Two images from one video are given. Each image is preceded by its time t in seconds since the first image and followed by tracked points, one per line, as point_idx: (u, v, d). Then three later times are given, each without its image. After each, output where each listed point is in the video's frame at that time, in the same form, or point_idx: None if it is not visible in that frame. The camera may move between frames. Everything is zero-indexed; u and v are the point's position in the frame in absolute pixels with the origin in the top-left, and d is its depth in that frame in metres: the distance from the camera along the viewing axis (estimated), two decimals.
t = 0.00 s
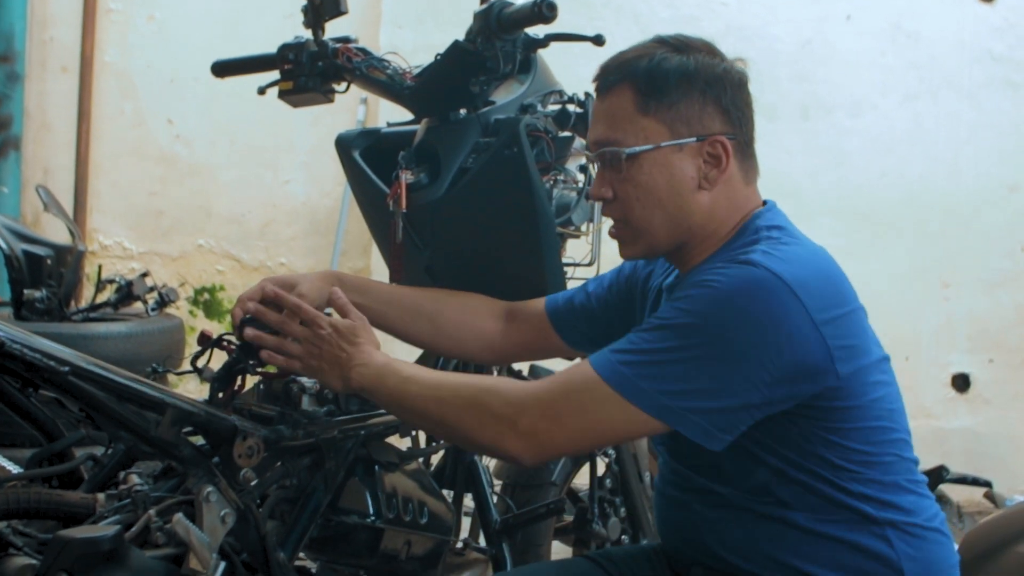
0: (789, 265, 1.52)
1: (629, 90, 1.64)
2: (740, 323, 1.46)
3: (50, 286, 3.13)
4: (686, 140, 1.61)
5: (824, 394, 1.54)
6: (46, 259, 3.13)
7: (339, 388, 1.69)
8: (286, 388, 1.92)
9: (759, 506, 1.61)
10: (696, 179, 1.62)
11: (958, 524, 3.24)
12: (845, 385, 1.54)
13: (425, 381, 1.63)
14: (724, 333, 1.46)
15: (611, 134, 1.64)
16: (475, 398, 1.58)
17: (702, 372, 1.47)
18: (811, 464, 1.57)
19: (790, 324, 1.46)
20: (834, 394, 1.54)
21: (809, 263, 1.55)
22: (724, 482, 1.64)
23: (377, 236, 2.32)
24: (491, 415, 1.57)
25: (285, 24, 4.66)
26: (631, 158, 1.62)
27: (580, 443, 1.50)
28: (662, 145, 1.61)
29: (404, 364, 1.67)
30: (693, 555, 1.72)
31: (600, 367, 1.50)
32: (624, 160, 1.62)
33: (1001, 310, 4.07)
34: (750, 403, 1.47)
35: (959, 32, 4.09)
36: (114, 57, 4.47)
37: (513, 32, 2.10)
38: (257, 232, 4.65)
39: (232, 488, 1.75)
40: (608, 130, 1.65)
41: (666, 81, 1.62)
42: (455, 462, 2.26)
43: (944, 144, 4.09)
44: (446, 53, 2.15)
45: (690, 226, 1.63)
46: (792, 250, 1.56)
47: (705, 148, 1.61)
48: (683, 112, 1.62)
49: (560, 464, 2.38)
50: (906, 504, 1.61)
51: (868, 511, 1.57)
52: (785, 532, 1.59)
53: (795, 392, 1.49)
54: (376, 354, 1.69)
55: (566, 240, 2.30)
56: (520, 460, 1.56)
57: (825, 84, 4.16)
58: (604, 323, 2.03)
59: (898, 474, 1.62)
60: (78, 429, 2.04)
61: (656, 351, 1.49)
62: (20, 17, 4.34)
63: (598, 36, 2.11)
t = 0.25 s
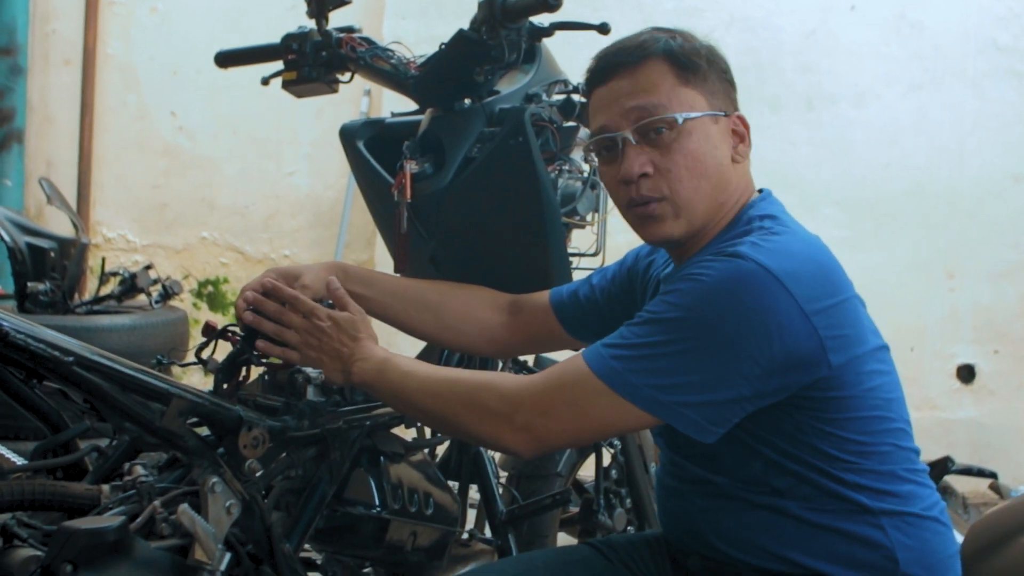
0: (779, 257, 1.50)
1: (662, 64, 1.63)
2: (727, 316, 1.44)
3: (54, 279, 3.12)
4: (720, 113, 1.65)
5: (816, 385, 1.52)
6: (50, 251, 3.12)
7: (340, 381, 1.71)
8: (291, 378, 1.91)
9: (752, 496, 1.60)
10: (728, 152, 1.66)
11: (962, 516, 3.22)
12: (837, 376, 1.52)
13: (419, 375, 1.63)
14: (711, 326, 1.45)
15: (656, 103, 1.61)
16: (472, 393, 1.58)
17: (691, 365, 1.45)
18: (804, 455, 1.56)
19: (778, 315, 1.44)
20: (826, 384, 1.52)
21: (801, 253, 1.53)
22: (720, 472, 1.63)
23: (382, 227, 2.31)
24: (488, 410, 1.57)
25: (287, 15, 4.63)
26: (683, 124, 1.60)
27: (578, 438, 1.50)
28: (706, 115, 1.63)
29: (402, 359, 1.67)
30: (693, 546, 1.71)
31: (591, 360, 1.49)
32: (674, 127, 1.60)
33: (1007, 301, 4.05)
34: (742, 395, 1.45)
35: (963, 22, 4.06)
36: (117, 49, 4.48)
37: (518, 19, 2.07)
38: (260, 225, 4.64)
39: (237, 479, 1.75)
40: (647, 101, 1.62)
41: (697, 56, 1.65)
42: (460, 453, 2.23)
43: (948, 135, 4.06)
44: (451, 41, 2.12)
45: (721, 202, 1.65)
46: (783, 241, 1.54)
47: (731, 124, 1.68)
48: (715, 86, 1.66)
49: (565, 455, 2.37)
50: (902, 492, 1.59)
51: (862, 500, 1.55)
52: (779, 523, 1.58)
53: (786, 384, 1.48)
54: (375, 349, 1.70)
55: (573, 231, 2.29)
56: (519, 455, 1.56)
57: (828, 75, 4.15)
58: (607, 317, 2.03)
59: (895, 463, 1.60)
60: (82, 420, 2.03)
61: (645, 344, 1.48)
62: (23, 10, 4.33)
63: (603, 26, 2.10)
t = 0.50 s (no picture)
0: (786, 248, 1.49)
1: (663, 55, 1.61)
2: (733, 309, 1.43)
3: (60, 270, 3.12)
4: (722, 102, 1.64)
5: (822, 375, 1.51)
6: (56, 242, 3.12)
7: (349, 374, 1.71)
8: (297, 365, 1.85)
9: (756, 485, 1.60)
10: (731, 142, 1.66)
11: (969, 504, 3.22)
12: (844, 366, 1.52)
13: (424, 367, 1.63)
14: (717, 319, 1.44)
15: (658, 96, 1.60)
16: (479, 384, 1.58)
17: (697, 357, 1.45)
18: (812, 445, 1.55)
19: (785, 307, 1.43)
20: (832, 375, 1.52)
21: (807, 243, 1.52)
22: (726, 461, 1.62)
23: (388, 216, 2.31)
24: (495, 401, 1.56)
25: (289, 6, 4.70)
26: (687, 116, 1.60)
27: (583, 431, 1.50)
28: (709, 105, 1.62)
29: (409, 349, 1.67)
30: (699, 535, 1.70)
31: (597, 353, 1.49)
32: (677, 121, 1.59)
33: (1014, 288, 4.04)
34: (748, 387, 1.45)
35: (969, 9, 4.04)
36: (121, 39, 4.38)
37: (524, 7, 2.07)
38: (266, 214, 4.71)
39: (244, 468, 1.74)
40: (649, 93, 1.60)
41: (698, 45, 1.63)
42: (467, 443, 2.26)
43: (955, 122, 4.05)
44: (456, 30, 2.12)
45: (726, 192, 1.65)
46: (788, 232, 1.53)
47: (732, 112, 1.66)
48: (717, 75, 1.64)
49: (571, 444, 2.38)
50: (910, 480, 1.58)
51: (870, 489, 1.54)
52: (786, 512, 1.58)
53: (793, 376, 1.47)
54: (383, 340, 1.70)
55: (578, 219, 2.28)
56: (524, 446, 1.56)
57: (834, 62, 4.14)
58: (612, 306, 1.98)
59: (902, 451, 1.59)
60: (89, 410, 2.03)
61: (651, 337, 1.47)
62: None
63: (610, 14, 2.09)
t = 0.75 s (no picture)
0: (801, 246, 1.48)
1: (675, 51, 1.61)
2: (749, 306, 1.43)
3: (67, 267, 3.13)
4: (735, 98, 1.64)
5: (836, 372, 1.51)
6: (63, 239, 3.13)
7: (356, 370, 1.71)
8: (303, 363, 1.88)
9: (772, 484, 1.59)
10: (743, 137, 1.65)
11: (973, 501, 3.22)
12: (858, 363, 1.52)
13: (438, 363, 1.63)
14: (732, 316, 1.44)
15: (671, 91, 1.59)
16: (496, 379, 1.57)
17: (712, 354, 1.44)
18: (826, 443, 1.55)
19: (800, 304, 1.44)
20: (846, 372, 1.51)
21: (821, 240, 1.52)
22: (736, 460, 1.62)
23: (393, 213, 2.31)
24: (508, 397, 1.56)
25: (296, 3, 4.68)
26: (699, 112, 1.59)
27: (594, 427, 1.50)
28: (722, 101, 1.61)
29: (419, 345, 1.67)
30: (708, 532, 1.71)
31: (609, 348, 1.49)
32: (690, 116, 1.59)
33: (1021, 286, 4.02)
34: (763, 385, 1.45)
35: (977, 4, 4.00)
36: (127, 36, 4.43)
37: (530, 3, 2.08)
38: (271, 212, 4.72)
39: (250, 465, 1.75)
40: (662, 88, 1.60)
41: (709, 39, 1.62)
42: (473, 439, 2.25)
43: (963, 117, 4.03)
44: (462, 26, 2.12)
45: (739, 187, 1.65)
46: (803, 230, 1.52)
47: (746, 108, 1.66)
48: (728, 70, 1.64)
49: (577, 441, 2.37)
50: (921, 478, 1.58)
51: (882, 487, 1.55)
52: (799, 511, 1.57)
53: (806, 373, 1.47)
54: (389, 334, 1.70)
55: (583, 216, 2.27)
56: (536, 442, 1.55)
57: (841, 58, 4.13)
58: (618, 302, 2.00)
59: (914, 450, 1.59)
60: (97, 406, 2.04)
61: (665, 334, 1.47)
62: None
63: (615, 10, 2.08)
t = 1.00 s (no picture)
0: (861, 261, 1.42)
1: (649, 59, 1.54)
2: (828, 326, 1.35)
3: (69, 265, 3.14)
4: (713, 106, 1.54)
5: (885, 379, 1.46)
6: (65, 237, 3.13)
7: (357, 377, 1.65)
8: (304, 361, 1.86)
9: (781, 485, 1.57)
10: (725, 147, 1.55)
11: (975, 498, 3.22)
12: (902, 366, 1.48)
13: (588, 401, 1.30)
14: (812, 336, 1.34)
15: (637, 103, 1.53)
16: (643, 420, 1.28)
17: (799, 384, 1.33)
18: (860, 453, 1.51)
19: (870, 319, 1.38)
20: (890, 380, 1.46)
21: (861, 246, 1.48)
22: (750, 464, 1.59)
23: (394, 211, 2.31)
24: (651, 457, 1.27)
25: None
26: (663, 125, 1.52)
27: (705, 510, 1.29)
28: (693, 112, 1.52)
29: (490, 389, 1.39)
30: (712, 534, 1.70)
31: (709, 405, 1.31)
32: (654, 129, 1.52)
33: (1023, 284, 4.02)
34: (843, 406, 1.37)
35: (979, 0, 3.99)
36: (128, 35, 4.50)
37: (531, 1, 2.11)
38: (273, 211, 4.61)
39: (252, 463, 1.76)
40: (632, 100, 1.54)
41: (688, 45, 1.54)
42: (474, 438, 2.25)
43: (965, 115, 4.02)
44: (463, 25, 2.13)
45: (722, 199, 1.55)
46: (848, 240, 1.47)
47: (732, 114, 1.55)
48: (708, 78, 1.55)
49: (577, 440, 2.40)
50: (938, 478, 1.58)
51: (904, 494, 1.53)
52: (816, 515, 1.55)
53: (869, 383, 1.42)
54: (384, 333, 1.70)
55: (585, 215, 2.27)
56: (653, 508, 1.28)
57: (842, 55, 4.13)
58: (620, 307, 1.97)
59: (935, 450, 1.58)
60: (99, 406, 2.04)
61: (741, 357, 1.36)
62: None
63: (615, 7, 2.09)
